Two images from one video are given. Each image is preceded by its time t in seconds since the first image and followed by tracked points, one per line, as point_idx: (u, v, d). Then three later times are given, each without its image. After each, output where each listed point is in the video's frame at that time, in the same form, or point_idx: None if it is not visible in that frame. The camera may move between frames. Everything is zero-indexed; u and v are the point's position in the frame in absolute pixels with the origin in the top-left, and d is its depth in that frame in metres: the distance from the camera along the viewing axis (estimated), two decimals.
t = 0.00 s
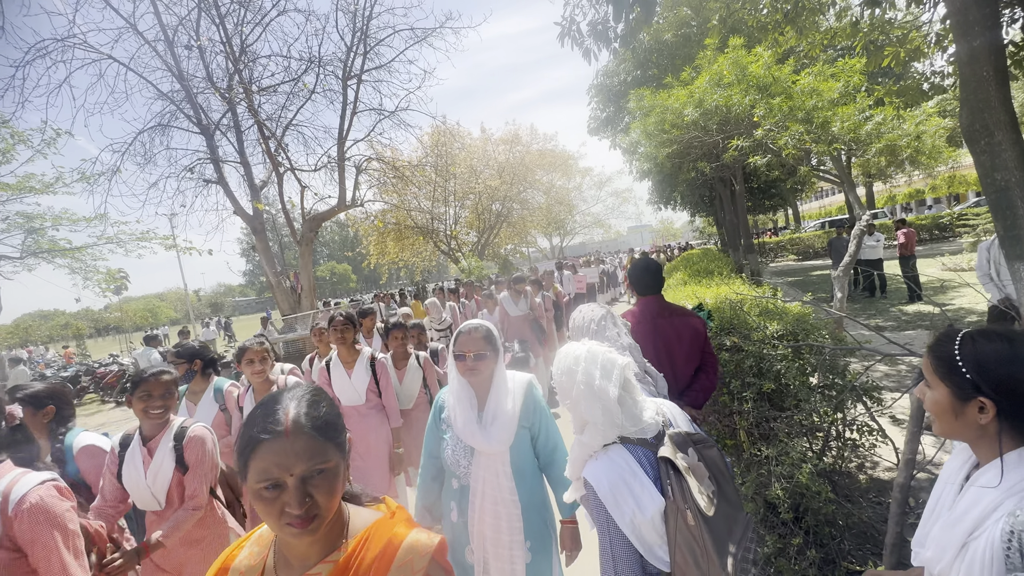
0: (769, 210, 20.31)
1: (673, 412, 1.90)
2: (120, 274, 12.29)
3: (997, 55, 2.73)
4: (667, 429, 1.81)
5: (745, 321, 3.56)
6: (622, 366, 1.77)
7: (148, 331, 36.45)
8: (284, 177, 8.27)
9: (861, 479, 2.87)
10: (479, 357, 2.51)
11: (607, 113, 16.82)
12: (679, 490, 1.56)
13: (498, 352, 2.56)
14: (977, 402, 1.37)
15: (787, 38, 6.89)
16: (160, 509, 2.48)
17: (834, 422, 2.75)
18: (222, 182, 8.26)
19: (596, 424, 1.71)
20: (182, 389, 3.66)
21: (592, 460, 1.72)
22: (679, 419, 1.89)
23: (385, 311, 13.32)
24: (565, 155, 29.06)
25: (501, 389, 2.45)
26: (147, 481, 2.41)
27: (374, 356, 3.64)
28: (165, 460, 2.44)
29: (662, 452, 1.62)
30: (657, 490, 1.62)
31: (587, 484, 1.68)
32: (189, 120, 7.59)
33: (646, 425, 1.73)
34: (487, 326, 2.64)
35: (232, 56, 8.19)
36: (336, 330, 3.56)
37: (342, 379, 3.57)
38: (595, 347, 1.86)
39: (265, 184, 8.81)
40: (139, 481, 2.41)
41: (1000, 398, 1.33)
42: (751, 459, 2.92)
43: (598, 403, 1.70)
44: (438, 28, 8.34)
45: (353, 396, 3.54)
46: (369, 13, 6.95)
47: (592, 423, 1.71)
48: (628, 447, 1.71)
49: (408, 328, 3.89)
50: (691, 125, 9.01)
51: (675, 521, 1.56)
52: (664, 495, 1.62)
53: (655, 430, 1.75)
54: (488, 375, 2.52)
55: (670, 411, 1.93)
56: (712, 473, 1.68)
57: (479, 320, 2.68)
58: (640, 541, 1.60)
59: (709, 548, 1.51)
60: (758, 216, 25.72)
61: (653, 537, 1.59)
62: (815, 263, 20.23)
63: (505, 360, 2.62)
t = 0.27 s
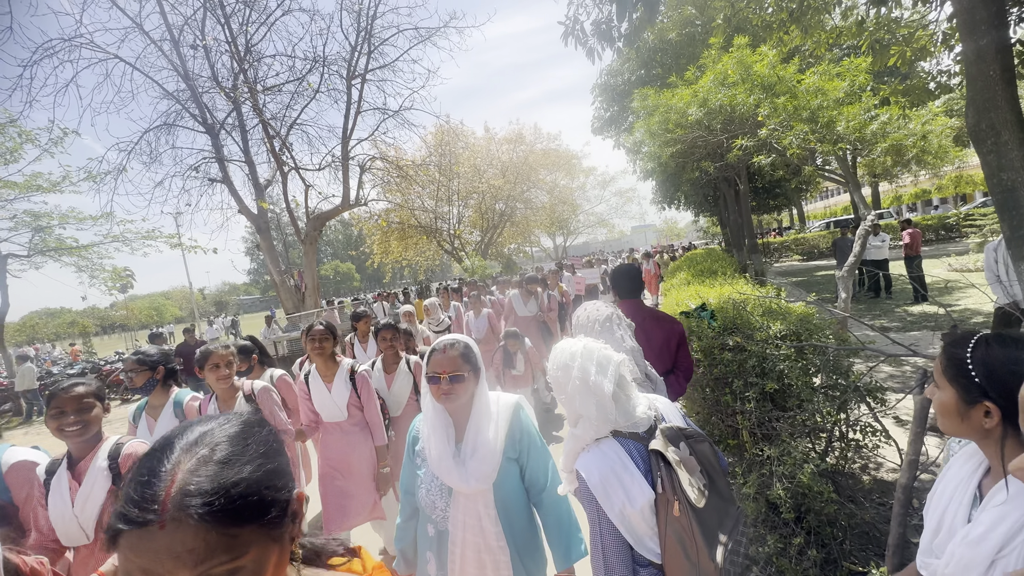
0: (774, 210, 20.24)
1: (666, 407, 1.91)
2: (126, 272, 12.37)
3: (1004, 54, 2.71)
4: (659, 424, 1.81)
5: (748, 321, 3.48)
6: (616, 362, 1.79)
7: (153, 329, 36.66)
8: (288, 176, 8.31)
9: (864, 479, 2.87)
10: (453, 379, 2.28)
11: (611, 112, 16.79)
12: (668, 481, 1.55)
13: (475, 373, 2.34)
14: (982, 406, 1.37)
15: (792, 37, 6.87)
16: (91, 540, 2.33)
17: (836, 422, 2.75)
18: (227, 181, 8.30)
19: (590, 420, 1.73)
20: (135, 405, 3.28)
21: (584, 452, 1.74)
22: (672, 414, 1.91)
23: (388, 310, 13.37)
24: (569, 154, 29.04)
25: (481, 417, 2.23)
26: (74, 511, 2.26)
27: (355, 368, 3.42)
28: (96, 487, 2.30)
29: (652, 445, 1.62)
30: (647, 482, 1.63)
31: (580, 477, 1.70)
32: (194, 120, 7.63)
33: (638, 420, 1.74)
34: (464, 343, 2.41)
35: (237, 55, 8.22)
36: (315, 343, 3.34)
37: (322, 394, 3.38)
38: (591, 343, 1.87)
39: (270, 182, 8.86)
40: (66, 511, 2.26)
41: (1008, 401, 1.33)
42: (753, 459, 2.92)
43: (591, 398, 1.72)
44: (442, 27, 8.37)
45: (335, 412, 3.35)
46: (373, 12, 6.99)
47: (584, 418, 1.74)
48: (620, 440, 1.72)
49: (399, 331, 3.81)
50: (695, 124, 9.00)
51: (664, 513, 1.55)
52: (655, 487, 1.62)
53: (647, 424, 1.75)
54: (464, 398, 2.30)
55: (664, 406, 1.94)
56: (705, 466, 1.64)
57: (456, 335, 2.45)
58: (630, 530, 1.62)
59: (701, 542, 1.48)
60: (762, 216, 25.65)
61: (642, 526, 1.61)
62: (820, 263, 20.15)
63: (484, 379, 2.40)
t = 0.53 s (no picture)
0: (776, 210, 20.21)
1: (637, 409, 1.91)
2: (129, 272, 12.41)
3: (1007, 54, 2.70)
4: (628, 424, 1.81)
5: (750, 320, 3.47)
6: (579, 377, 1.76)
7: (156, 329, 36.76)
8: (290, 176, 8.33)
9: (866, 480, 2.86)
10: (407, 401, 1.89)
11: (614, 112, 16.76)
12: (640, 479, 1.55)
13: (434, 390, 1.97)
14: None
15: (795, 37, 6.86)
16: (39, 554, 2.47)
17: (838, 423, 2.74)
18: (229, 181, 8.33)
19: (559, 435, 1.72)
20: (72, 423, 2.97)
21: (560, 463, 1.73)
22: (643, 412, 1.90)
23: (390, 309, 13.39)
24: (571, 154, 29.03)
25: (441, 445, 1.87)
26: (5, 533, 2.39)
27: (322, 371, 3.30)
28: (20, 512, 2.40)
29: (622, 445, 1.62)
30: (622, 483, 1.62)
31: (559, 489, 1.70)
32: (197, 120, 7.65)
33: (605, 424, 1.74)
34: (420, 355, 2.02)
35: (240, 55, 8.24)
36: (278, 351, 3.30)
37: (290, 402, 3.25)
38: (552, 357, 1.86)
39: (272, 183, 8.89)
40: None
41: None
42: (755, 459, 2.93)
43: (556, 415, 1.73)
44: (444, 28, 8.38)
45: (302, 421, 3.22)
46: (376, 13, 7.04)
47: (552, 435, 1.74)
48: (592, 445, 1.71)
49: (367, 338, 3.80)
50: (697, 124, 8.98)
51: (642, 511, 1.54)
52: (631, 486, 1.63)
53: (615, 426, 1.75)
54: (423, 423, 1.92)
55: (634, 407, 1.93)
56: (678, 459, 1.66)
57: (405, 346, 2.05)
58: (614, 534, 1.60)
59: (684, 535, 1.49)
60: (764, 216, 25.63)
61: (625, 527, 1.59)
62: (822, 263, 20.11)
63: (444, 400, 2.01)
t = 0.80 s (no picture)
0: (776, 212, 20.21)
1: (616, 416, 1.89)
2: (130, 274, 12.41)
3: (1008, 56, 2.70)
4: (607, 432, 1.80)
5: (750, 322, 3.46)
6: (557, 386, 1.76)
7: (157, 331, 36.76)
8: (291, 178, 8.35)
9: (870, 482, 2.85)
10: (382, 459, 1.58)
11: (614, 114, 16.77)
12: (615, 485, 1.54)
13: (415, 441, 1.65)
14: None
15: (795, 39, 6.87)
16: None
17: (841, 425, 2.74)
18: (231, 184, 8.34)
19: (536, 444, 1.74)
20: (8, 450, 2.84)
21: (538, 473, 1.73)
22: (624, 419, 1.90)
23: (390, 312, 13.38)
24: (571, 156, 29.05)
25: (428, 514, 1.59)
26: None
27: (294, 397, 2.93)
28: None
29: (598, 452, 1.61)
30: (598, 489, 1.61)
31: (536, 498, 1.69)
32: (199, 123, 7.67)
33: (581, 433, 1.75)
34: (402, 396, 1.71)
35: (241, 59, 8.27)
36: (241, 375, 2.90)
37: (256, 430, 2.87)
38: (532, 364, 1.88)
39: (273, 185, 8.90)
40: None
41: None
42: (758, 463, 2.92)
43: (533, 423, 1.74)
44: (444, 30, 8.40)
45: (268, 453, 2.83)
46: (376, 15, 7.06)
47: (531, 443, 1.76)
48: (568, 453, 1.71)
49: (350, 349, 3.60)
50: (698, 126, 8.98)
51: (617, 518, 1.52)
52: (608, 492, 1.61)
53: (592, 434, 1.76)
54: (401, 483, 1.60)
55: (614, 413, 1.92)
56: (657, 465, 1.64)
57: (379, 388, 1.71)
58: (591, 542, 1.58)
59: (660, 542, 1.44)
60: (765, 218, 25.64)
61: (603, 534, 1.56)
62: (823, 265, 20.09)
63: (431, 451, 1.72)
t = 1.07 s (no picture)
0: (779, 214, 20.18)
1: (624, 423, 1.84)
2: (135, 280, 12.47)
3: (1014, 56, 2.69)
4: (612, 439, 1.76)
5: (757, 325, 3.44)
6: (560, 388, 1.74)
7: (161, 337, 36.89)
8: (295, 184, 8.38)
9: (880, 486, 2.83)
10: (334, 523, 1.24)
11: (616, 117, 16.79)
12: (609, 500, 1.50)
13: (383, 503, 1.30)
14: None
15: (797, 42, 6.87)
16: None
17: (851, 429, 2.72)
18: (234, 190, 8.38)
19: (536, 445, 1.74)
20: None
21: (537, 475, 1.72)
22: (634, 427, 1.83)
23: (393, 316, 13.38)
24: (573, 160, 29.11)
25: None
26: None
27: (261, 418, 2.61)
28: None
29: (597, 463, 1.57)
30: (593, 501, 1.58)
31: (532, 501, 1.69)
32: (202, 130, 7.72)
33: (584, 439, 1.71)
34: (369, 432, 1.37)
35: (245, 66, 8.32)
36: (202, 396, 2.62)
37: (216, 458, 2.56)
38: (542, 365, 1.86)
39: (277, 191, 8.94)
40: None
41: None
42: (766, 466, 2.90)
43: (535, 423, 1.76)
44: (445, 36, 8.44)
45: (226, 485, 2.52)
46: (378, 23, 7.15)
47: (533, 444, 1.75)
48: (567, 460, 1.67)
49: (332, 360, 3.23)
50: (700, 129, 8.98)
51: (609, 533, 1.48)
52: (601, 505, 1.56)
53: (596, 441, 1.71)
54: (366, 561, 1.26)
55: (622, 420, 1.87)
56: (660, 479, 1.52)
57: (355, 416, 1.42)
58: (582, 551, 1.56)
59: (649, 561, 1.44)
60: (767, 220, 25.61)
61: (595, 544, 1.54)
62: (827, 267, 20.03)
63: (418, 505, 1.41)
